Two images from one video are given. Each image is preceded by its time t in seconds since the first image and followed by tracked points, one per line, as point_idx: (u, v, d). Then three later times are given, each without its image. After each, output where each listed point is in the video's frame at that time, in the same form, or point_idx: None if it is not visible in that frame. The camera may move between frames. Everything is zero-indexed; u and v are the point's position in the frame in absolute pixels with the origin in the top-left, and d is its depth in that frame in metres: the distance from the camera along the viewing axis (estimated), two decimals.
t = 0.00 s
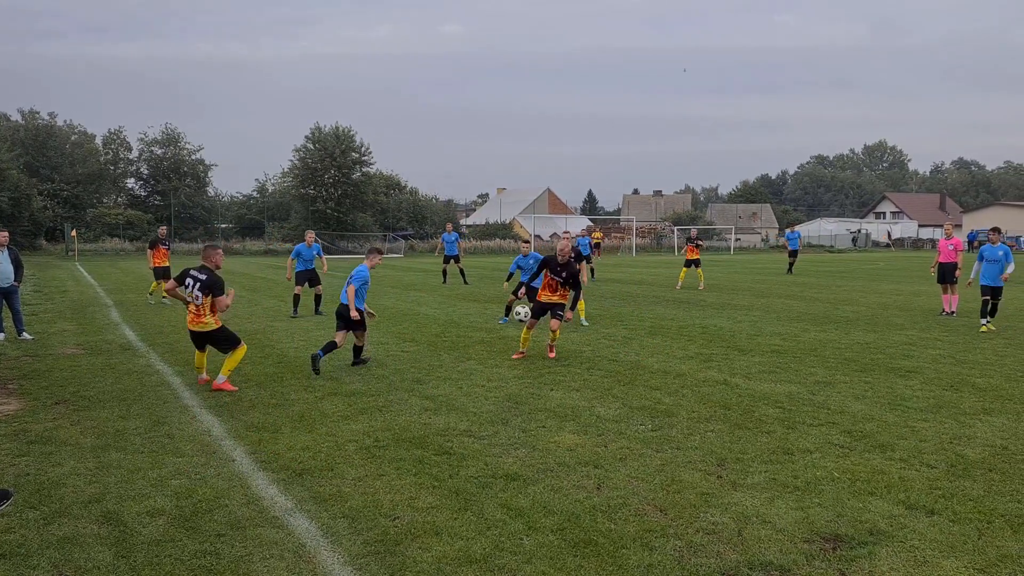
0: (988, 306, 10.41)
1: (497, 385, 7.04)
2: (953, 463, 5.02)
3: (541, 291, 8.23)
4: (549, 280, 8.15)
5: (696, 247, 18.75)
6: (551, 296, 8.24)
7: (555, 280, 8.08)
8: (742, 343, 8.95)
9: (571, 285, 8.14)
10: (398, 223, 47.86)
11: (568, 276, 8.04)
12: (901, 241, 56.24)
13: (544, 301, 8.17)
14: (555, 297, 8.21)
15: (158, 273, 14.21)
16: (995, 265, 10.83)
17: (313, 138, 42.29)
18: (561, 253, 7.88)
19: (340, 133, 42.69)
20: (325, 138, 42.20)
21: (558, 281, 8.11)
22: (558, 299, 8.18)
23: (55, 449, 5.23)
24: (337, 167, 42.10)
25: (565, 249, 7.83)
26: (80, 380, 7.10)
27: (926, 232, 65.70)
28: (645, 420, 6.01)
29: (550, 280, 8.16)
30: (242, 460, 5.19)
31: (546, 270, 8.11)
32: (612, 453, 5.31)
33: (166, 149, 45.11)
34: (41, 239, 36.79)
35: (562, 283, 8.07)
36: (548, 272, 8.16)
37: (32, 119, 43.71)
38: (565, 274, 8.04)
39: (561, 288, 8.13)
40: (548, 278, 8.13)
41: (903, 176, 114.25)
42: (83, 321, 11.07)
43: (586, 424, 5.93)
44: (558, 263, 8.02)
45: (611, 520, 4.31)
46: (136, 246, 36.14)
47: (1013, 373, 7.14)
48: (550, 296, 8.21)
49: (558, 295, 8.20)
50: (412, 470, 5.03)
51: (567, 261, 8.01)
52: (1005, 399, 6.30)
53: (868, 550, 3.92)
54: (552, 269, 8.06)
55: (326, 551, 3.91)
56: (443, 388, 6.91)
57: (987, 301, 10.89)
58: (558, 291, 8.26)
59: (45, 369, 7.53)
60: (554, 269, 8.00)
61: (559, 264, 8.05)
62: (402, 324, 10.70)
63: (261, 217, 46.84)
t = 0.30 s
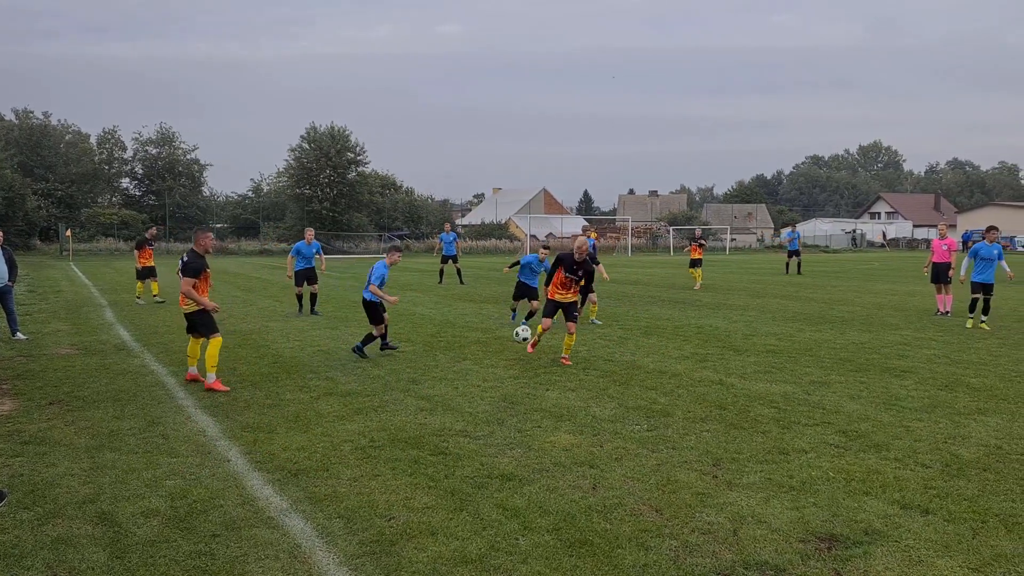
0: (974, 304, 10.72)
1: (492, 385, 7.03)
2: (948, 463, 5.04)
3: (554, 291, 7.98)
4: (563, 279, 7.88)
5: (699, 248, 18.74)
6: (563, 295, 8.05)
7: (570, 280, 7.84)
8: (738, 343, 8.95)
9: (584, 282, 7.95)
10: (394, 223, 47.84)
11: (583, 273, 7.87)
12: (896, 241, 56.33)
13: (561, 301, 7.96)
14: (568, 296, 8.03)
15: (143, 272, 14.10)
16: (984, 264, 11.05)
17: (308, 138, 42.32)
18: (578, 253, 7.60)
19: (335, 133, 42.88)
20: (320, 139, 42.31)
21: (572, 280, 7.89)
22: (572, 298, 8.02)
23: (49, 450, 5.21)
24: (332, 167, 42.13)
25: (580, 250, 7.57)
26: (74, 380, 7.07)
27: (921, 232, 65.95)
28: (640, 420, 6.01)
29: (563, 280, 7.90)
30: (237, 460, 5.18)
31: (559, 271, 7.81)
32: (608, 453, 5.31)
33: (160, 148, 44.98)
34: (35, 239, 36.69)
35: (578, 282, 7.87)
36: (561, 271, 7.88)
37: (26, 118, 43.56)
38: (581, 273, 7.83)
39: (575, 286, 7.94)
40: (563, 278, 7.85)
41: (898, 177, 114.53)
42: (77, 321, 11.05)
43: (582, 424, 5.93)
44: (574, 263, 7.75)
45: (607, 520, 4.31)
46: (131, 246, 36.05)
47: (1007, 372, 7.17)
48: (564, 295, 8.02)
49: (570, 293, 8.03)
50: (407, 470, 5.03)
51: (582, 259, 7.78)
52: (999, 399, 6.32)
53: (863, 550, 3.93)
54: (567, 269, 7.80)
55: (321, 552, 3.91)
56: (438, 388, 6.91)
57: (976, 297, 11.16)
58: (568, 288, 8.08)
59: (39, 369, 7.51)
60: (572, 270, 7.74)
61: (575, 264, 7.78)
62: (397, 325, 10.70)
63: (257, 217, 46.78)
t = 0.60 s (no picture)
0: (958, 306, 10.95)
1: (486, 385, 7.03)
2: (941, 462, 5.05)
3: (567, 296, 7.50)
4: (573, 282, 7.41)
5: (702, 247, 18.81)
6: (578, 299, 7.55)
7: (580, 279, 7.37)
8: (732, 343, 8.95)
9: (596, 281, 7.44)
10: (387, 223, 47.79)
11: (592, 270, 7.39)
12: (888, 241, 56.47)
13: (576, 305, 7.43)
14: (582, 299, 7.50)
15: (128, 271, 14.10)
16: (976, 265, 11.14)
17: (301, 138, 42.42)
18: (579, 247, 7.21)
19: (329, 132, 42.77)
20: (313, 138, 42.12)
21: (583, 279, 7.42)
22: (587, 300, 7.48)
23: (40, 450, 5.18)
24: (325, 167, 42.20)
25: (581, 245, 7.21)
26: (65, 380, 7.04)
27: (914, 231, 66.19)
28: (634, 419, 6.01)
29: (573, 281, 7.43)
30: (230, 461, 5.16)
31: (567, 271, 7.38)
32: (602, 453, 5.31)
33: (153, 148, 44.82)
34: (26, 239, 36.48)
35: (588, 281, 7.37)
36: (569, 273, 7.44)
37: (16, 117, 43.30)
38: (590, 270, 7.36)
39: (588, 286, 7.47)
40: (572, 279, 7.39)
41: (891, 177, 114.92)
42: (69, 321, 10.99)
43: (576, 423, 5.93)
44: (579, 261, 7.32)
45: (601, 519, 4.31)
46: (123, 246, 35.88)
47: (1000, 372, 7.20)
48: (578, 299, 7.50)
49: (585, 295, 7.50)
50: (400, 470, 5.02)
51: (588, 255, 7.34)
52: (992, 398, 6.34)
53: (857, 548, 3.93)
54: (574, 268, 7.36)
55: (314, 552, 3.90)
56: (432, 388, 6.90)
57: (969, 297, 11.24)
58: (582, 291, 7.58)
59: (29, 369, 7.48)
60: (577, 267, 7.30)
61: (580, 261, 7.36)
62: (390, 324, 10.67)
63: (250, 217, 46.67)
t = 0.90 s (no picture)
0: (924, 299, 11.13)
1: (457, 384, 7.01)
2: (906, 458, 5.12)
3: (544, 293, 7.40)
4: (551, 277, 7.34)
5: (681, 245, 18.89)
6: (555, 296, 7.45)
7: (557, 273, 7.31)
8: (702, 341, 9.01)
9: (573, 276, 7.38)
10: (354, 221, 47.58)
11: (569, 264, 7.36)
12: (855, 240, 57.39)
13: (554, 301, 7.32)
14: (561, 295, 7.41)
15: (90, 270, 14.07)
16: (944, 262, 11.34)
17: (269, 135, 42.04)
18: (555, 240, 7.17)
19: (297, 130, 42.59)
20: (282, 136, 41.94)
21: (561, 275, 7.32)
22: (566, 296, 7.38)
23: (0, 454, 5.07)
24: (294, 164, 41.83)
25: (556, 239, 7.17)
26: (26, 382, 6.89)
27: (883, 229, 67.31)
28: (606, 418, 6.03)
29: (551, 277, 7.36)
30: (198, 462, 5.09)
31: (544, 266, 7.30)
32: (573, 451, 5.32)
33: (117, 144, 43.60)
34: None
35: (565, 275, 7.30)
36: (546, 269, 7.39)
37: None
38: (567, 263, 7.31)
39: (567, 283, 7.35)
40: (551, 274, 7.32)
41: (860, 177, 116.91)
42: (29, 321, 10.73)
43: (547, 422, 5.93)
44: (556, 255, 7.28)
45: (572, 518, 4.31)
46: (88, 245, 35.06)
47: (962, 368, 7.35)
48: (556, 296, 7.40)
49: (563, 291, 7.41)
50: (371, 470, 4.99)
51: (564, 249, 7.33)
52: (955, 394, 6.45)
53: (824, 544, 3.97)
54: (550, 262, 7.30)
55: (283, 554, 3.85)
56: (403, 388, 6.86)
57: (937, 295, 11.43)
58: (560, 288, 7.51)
59: None
60: (555, 261, 7.25)
61: (557, 256, 7.31)
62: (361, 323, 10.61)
63: (219, 216, 45.96)
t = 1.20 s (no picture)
0: (896, 294, 11.28)
1: (423, 383, 6.98)
2: (866, 453, 5.20)
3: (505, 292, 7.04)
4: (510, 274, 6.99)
5: (652, 243, 19.02)
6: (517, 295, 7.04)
7: (517, 270, 6.94)
8: (667, 339, 9.08)
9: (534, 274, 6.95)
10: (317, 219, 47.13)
11: (529, 261, 6.95)
12: (816, 238, 58.29)
13: (511, 299, 6.92)
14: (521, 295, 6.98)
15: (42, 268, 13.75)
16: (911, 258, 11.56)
17: (231, 132, 41.62)
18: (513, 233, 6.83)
19: (259, 127, 42.26)
20: (243, 132, 41.57)
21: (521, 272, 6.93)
22: (527, 295, 6.94)
23: None
24: (256, 161, 41.53)
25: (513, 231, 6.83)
26: None
27: (844, 226, 68.56)
28: (571, 415, 6.05)
29: (511, 275, 7.00)
30: (158, 464, 5.01)
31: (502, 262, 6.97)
32: (539, 449, 5.32)
33: (73, 141, 41.32)
34: None
35: (524, 272, 6.89)
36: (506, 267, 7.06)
37: None
38: (526, 259, 6.92)
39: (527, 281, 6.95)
40: (509, 270, 6.96)
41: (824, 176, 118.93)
42: None
43: (513, 420, 5.94)
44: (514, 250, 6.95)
45: (538, 516, 4.31)
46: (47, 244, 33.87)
47: (920, 364, 7.50)
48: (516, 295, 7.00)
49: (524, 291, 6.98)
50: (336, 470, 4.95)
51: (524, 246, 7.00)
52: (914, 390, 6.59)
53: (787, 539, 4.01)
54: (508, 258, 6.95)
55: (246, 556, 3.81)
56: (368, 387, 6.81)
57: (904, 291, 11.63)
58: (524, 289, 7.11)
59: None
60: (512, 256, 6.90)
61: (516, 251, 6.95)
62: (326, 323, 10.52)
63: (179, 213, 44.79)
